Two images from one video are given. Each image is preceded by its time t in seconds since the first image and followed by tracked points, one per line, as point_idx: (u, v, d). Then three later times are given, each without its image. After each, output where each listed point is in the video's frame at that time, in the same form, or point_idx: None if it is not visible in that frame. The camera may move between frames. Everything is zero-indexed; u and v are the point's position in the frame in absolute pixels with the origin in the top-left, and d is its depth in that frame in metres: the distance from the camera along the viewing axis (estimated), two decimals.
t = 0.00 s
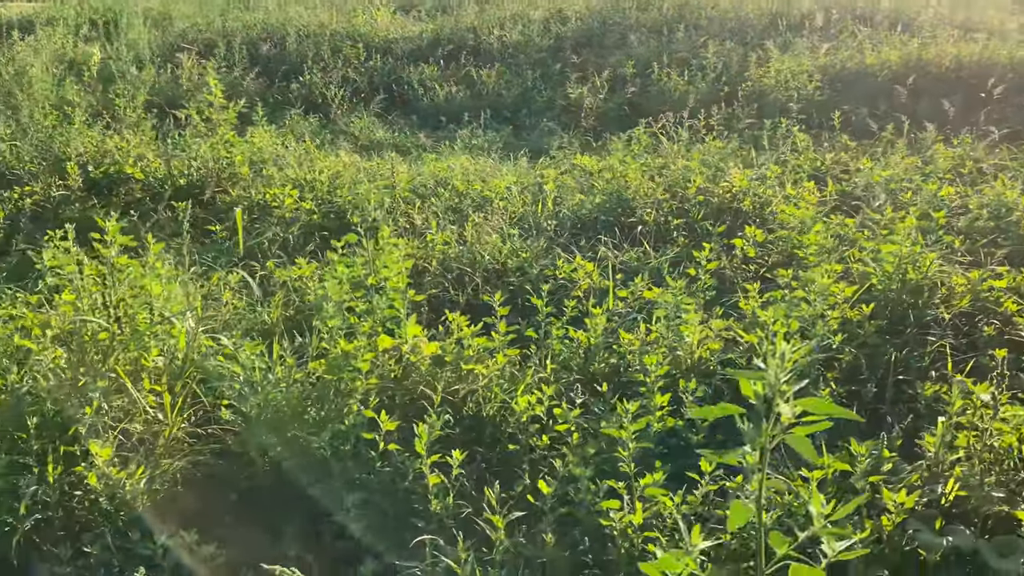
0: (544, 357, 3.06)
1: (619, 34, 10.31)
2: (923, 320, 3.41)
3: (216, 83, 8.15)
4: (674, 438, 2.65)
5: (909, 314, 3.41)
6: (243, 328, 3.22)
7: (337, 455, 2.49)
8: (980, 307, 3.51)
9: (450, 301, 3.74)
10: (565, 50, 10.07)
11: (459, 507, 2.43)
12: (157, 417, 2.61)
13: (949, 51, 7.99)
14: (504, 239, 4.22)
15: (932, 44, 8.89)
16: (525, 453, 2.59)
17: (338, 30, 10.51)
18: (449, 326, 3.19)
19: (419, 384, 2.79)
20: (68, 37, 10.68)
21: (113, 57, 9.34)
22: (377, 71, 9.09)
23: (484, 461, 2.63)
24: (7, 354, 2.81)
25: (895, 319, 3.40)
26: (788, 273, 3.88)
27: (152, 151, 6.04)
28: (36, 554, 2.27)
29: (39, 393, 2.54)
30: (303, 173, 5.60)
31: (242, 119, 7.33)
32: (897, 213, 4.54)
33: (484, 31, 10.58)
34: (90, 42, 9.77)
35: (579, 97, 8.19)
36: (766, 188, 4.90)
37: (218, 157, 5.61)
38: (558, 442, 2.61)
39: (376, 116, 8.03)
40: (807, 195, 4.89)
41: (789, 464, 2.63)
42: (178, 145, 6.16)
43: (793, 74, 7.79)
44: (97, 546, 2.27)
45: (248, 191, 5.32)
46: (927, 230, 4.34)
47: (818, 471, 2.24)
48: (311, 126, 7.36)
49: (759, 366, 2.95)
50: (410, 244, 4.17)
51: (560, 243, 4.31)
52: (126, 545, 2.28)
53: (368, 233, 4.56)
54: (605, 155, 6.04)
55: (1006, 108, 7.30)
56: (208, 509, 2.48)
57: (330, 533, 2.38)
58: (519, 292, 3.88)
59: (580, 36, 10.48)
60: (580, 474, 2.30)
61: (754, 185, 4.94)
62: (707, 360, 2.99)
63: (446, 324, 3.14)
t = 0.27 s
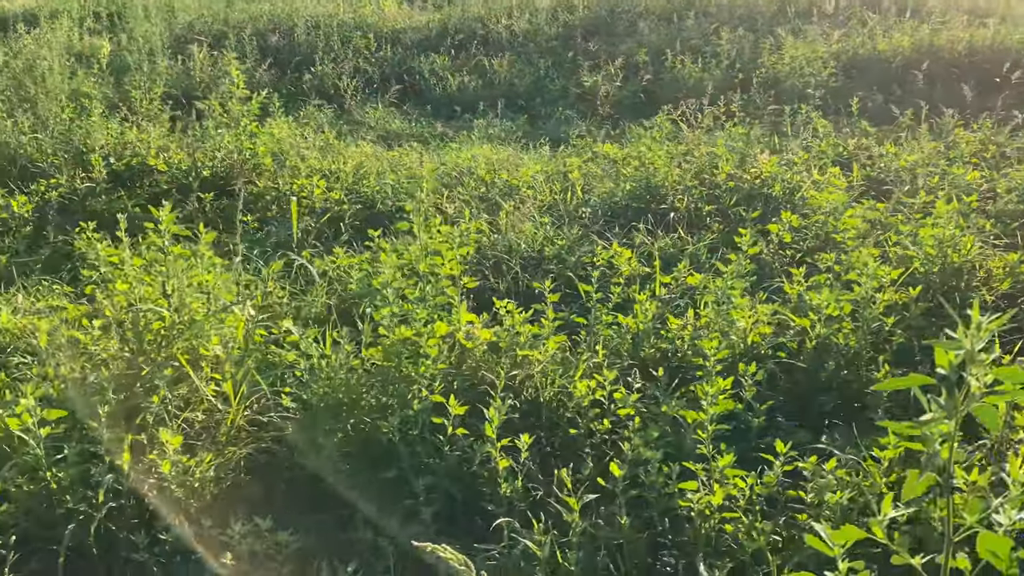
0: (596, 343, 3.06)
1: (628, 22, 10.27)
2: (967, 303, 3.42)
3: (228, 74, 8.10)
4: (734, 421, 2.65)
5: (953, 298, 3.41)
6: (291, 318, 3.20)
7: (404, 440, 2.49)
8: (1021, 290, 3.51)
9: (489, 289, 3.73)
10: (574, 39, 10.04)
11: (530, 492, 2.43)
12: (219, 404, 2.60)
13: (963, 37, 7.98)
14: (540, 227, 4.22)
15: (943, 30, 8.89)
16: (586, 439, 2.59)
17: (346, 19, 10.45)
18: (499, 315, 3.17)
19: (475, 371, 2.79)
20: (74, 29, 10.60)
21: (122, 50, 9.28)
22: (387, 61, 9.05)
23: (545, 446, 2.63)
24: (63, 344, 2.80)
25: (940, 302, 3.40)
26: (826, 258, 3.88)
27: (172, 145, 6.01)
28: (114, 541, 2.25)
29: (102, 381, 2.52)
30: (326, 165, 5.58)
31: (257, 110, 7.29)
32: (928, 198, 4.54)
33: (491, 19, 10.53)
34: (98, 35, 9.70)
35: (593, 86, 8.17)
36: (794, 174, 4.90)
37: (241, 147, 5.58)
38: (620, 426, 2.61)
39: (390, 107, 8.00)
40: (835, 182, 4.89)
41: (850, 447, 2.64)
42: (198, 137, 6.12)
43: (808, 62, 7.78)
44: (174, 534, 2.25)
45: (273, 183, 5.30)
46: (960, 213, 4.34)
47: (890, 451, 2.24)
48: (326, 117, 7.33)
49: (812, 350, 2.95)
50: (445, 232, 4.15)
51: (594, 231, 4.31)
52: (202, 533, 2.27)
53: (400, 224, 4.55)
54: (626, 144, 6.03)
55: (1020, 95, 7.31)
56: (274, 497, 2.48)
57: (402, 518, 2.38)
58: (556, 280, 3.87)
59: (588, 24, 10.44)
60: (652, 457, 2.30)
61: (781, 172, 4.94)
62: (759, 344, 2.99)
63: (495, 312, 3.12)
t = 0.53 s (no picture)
0: (647, 327, 3.06)
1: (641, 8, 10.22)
2: (1015, 285, 3.42)
3: (244, 67, 8.08)
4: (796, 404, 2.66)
5: (999, 280, 3.42)
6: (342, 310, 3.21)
7: (472, 426, 2.50)
8: None
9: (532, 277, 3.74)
10: (587, 27, 10.00)
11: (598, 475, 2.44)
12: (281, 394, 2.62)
13: (981, 20, 7.95)
14: (577, 216, 4.22)
15: (959, 13, 8.85)
16: (647, 423, 2.59)
17: (356, 9, 10.40)
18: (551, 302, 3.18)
19: (533, 358, 2.81)
20: (83, 24, 10.55)
21: (134, 46, 9.25)
22: (401, 52, 9.02)
23: (608, 431, 2.64)
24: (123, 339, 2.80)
25: (986, 284, 3.40)
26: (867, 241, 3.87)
27: (196, 139, 6.00)
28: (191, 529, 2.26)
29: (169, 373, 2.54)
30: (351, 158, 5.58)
31: (276, 103, 7.28)
32: (961, 182, 4.54)
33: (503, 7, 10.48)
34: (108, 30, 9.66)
35: (609, 75, 8.15)
36: (824, 160, 4.90)
37: (267, 140, 5.57)
38: (683, 410, 2.62)
39: (407, 98, 7.98)
40: (866, 169, 4.89)
41: (911, 429, 2.64)
42: (221, 132, 6.11)
43: (826, 47, 7.76)
44: (250, 522, 2.29)
45: (302, 176, 5.30)
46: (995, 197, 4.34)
47: (962, 431, 2.24)
48: (345, 109, 7.31)
49: (869, 332, 2.96)
50: (483, 222, 4.15)
51: (630, 218, 4.31)
52: (279, 521, 2.30)
53: (435, 216, 4.56)
54: (650, 132, 6.02)
55: None
56: (344, 483, 2.50)
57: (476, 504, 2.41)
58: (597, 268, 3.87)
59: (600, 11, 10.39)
60: (722, 439, 2.31)
61: (811, 158, 4.93)
62: (812, 329, 3.00)
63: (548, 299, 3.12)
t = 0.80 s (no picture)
0: (699, 310, 3.10)
1: None
2: None
3: (263, 63, 8.10)
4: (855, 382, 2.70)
5: None
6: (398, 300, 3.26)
7: (540, 408, 2.53)
8: None
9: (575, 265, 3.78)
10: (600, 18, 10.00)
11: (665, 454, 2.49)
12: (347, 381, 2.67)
13: (998, 4, 7.96)
14: (614, 203, 4.26)
15: None
16: (710, 403, 2.62)
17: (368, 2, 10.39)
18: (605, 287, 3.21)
19: (591, 342, 2.85)
20: (96, 22, 10.57)
21: (150, 44, 9.28)
22: (416, 46, 9.03)
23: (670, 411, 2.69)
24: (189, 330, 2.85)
25: None
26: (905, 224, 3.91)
27: (222, 135, 6.03)
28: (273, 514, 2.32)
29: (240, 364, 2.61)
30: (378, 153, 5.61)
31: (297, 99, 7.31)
32: (992, 166, 4.57)
33: None
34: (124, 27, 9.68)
35: (626, 65, 8.18)
36: (853, 146, 4.93)
37: (295, 136, 5.60)
38: (744, 389, 2.66)
39: (425, 92, 8.00)
40: (895, 154, 4.93)
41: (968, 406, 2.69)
42: (247, 127, 6.14)
43: (843, 34, 7.79)
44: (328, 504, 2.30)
45: (333, 170, 5.34)
46: None
47: None
48: (366, 103, 7.34)
49: (920, 312, 3.00)
50: (521, 212, 4.19)
51: (666, 205, 4.35)
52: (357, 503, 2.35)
53: (470, 208, 4.60)
54: (675, 121, 6.05)
55: None
56: (414, 467, 2.55)
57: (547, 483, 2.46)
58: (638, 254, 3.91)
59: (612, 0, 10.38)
60: (791, 417, 2.35)
61: (841, 143, 4.96)
62: (863, 309, 3.04)
63: (602, 284, 3.15)
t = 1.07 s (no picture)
0: (754, 296, 3.13)
1: None
2: None
3: (281, 61, 8.11)
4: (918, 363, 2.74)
5: None
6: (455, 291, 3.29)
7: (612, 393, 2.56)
8: None
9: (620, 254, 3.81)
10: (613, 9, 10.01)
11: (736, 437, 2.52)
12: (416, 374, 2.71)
13: None
14: (653, 192, 4.29)
15: None
16: (774, 388, 2.66)
17: None
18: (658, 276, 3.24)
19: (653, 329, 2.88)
20: (109, 22, 10.56)
21: (165, 43, 9.28)
22: (431, 41, 9.04)
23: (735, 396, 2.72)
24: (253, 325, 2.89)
25: None
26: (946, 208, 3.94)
27: (250, 133, 6.05)
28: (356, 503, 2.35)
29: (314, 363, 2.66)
30: (408, 147, 5.64)
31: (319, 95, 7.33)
32: None
33: None
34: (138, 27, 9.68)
35: (644, 57, 8.20)
36: (884, 132, 4.96)
37: (325, 133, 5.63)
38: (808, 372, 2.70)
39: (444, 86, 8.01)
40: (926, 140, 4.96)
41: None
42: (274, 125, 6.17)
43: (861, 21, 7.80)
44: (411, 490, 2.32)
45: (366, 166, 5.37)
46: None
47: None
48: (387, 99, 7.36)
49: (974, 294, 3.04)
50: (561, 204, 4.22)
51: (705, 194, 4.38)
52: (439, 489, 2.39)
53: (508, 201, 4.63)
54: (701, 111, 6.07)
55: None
56: (488, 454, 2.58)
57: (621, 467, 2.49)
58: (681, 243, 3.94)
59: None
60: (863, 398, 2.39)
61: (872, 129, 4.99)
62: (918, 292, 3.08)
63: (656, 272, 3.19)
